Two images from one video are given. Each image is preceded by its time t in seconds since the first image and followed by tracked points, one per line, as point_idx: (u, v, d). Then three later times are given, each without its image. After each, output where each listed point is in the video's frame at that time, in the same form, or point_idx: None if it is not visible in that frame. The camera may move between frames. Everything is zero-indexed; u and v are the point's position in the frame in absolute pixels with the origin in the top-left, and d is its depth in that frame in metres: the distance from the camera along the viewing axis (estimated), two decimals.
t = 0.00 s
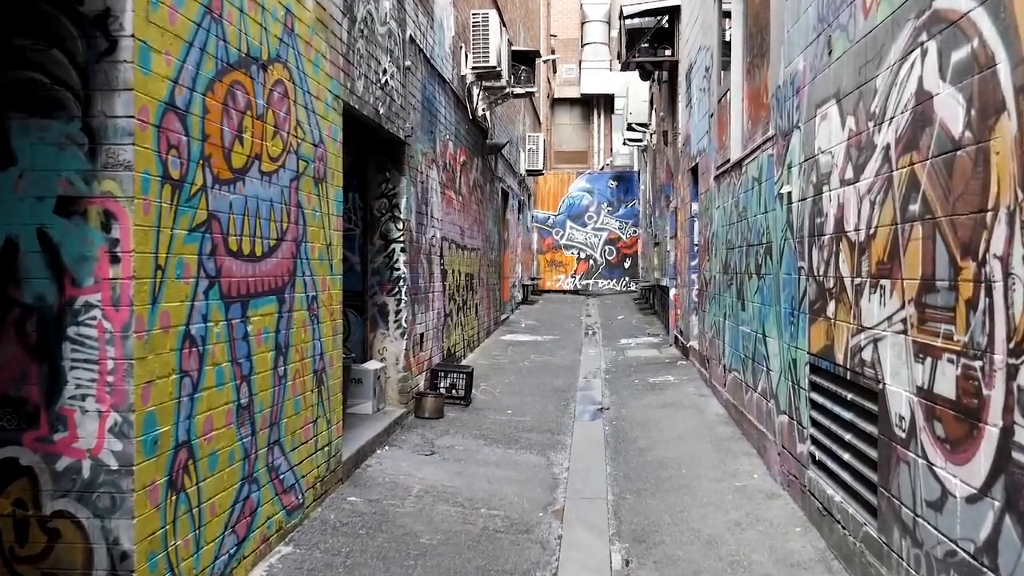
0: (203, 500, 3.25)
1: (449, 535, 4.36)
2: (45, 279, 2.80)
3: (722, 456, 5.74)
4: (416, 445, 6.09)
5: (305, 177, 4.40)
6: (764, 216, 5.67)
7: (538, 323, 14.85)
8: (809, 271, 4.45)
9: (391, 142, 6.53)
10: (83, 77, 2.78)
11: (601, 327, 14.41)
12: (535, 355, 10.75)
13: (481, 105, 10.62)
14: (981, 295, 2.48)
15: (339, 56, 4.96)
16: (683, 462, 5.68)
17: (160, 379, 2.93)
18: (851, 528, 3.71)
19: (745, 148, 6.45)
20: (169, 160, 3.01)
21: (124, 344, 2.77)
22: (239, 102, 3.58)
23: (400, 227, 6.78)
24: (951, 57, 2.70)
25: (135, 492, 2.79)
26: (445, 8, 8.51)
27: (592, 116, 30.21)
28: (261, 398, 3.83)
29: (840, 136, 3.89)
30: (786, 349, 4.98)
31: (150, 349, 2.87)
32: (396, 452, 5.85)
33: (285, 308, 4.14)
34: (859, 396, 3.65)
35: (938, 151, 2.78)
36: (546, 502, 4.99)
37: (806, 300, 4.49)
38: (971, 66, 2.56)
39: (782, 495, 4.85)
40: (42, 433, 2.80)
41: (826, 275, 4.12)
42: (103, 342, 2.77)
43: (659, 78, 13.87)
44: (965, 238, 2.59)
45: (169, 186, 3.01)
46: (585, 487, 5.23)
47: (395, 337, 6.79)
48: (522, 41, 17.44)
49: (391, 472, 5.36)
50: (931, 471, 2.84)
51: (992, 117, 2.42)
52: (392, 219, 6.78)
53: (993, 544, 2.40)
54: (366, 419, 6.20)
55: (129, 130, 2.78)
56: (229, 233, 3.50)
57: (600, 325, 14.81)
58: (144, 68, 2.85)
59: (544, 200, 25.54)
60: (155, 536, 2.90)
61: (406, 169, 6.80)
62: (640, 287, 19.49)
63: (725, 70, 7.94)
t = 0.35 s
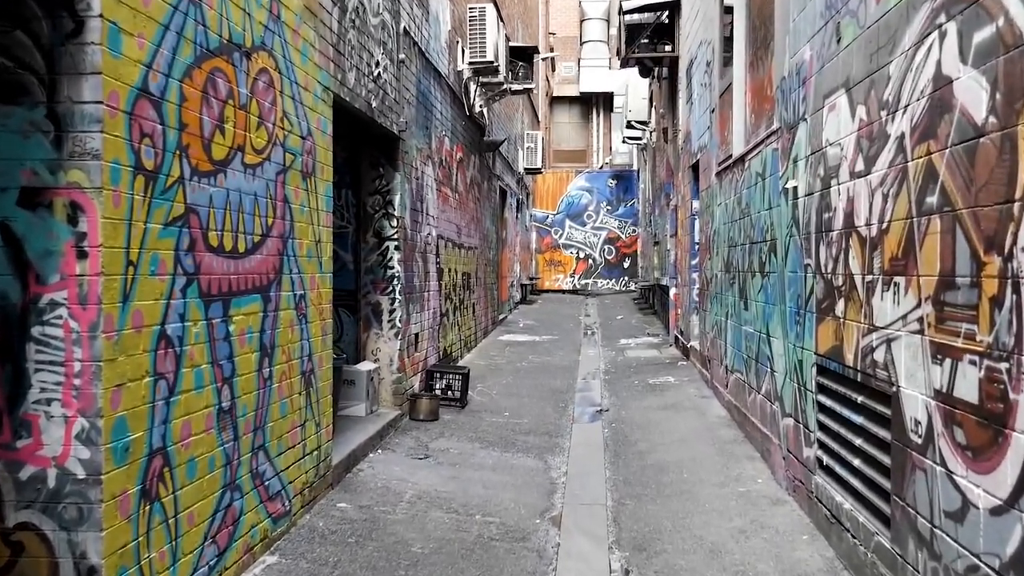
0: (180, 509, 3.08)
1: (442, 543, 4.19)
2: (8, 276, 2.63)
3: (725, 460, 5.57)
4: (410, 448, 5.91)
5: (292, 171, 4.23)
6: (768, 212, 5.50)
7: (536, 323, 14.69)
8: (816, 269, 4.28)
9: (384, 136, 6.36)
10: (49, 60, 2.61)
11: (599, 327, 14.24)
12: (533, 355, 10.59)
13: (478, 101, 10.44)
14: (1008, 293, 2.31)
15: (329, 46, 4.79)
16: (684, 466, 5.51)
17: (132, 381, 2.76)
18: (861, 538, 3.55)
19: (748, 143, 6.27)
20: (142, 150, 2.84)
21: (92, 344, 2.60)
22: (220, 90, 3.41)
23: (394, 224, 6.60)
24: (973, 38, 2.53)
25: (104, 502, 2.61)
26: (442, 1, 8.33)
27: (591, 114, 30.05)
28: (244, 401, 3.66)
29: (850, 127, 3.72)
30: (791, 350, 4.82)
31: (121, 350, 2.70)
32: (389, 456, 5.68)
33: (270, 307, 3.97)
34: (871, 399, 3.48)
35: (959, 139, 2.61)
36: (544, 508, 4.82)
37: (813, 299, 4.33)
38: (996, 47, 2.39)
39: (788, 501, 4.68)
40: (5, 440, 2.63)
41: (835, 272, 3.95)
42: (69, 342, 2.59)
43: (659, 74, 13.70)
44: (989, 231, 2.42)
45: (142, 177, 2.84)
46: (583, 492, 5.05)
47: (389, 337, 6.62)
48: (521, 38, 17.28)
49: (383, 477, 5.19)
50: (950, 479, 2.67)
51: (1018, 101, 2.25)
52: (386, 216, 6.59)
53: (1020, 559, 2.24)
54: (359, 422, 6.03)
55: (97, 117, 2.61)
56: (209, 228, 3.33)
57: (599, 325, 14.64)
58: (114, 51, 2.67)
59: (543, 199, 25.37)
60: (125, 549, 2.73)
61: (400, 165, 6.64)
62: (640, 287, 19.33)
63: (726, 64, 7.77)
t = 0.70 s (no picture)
0: (150, 532, 2.90)
1: (432, 562, 4.00)
2: None
3: (727, 470, 5.39)
4: (403, 458, 5.73)
5: (275, 171, 4.04)
6: (772, 213, 5.31)
7: (534, 325, 14.52)
8: (823, 274, 4.09)
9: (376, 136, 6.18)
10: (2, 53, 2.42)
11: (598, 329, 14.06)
12: (530, 359, 10.41)
13: (475, 99, 10.25)
14: None
15: (316, 42, 4.60)
16: (685, 477, 5.33)
17: (95, 398, 2.58)
18: (873, 558, 3.37)
19: (751, 141, 6.09)
20: (106, 150, 2.65)
21: (49, 360, 2.42)
22: (194, 86, 3.22)
23: (386, 226, 6.42)
24: (997, 28, 2.35)
25: (62, 530, 2.43)
26: None
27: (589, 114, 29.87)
28: (222, 415, 3.47)
29: (860, 125, 3.54)
30: (797, 357, 4.63)
31: (82, 365, 2.51)
32: (380, 466, 5.50)
33: (252, 315, 3.78)
34: (883, 412, 3.29)
35: (982, 137, 2.43)
36: (539, 522, 4.64)
37: (820, 305, 4.14)
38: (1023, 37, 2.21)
39: (794, 515, 4.49)
40: None
41: (843, 277, 3.76)
42: (24, 357, 2.41)
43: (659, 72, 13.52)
44: (1016, 236, 2.23)
45: (106, 180, 2.65)
46: (581, 505, 4.87)
47: (381, 342, 6.43)
48: (518, 36, 17.11)
49: (374, 489, 5.00)
50: (972, 503, 2.49)
51: None
52: (378, 218, 6.41)
53: None
54: (350, 430, 5.84)
55: (54, 114, 2.43)
56: (183, 233, 3.14)
57: (598, 326, 14.46)
58: (73, 43, 2.49)
59: (542, 199, 25.19)
60: None
61: (392, 166, 6.46)
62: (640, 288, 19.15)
63: (727, 61, 7.59)
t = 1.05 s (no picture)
0: (120, 554, 2.73)
1: None
2: None
3: (729, 479, 5.22)
4: (395, 467, 5.56)
5: (259, 173, 3.87)
6: (775, 215, 5.15)
7: (532, 327, 14.36)
8: (829, 278, 3.93)
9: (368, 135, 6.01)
10: None
11: (597, 331, 13.90)
12: (528, 362, 10.24)
13: (471, 98, 10.08)
14: None
15: (302, 38, 4.44)
16: (686, 487, 5.16)
17: (56, 414, 2.42)
18: None
19: (753, 141, 5.92)
20: (69, 150, 2.49)
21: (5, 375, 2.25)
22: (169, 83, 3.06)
23: (379, 229, 6.25)
24: (1021, 19, 2.18)
25: (19, 557, 2.27)
26: None
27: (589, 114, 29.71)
28: (201, 428, 3.31)
29: (870, 123, 3.38)
30: (802, 364, 4.47)
31: (40, 380, 2.35)
32: (372, 475, 5.33)
33: (233, 323, 3.61)
34: (895, 426, 3.13)
35: (1006, 135, 2.26)
36: (534, 536, 4.47)
37: (826, 310, 3.98)
38: None
39: (800, 529, 4.32)
40: None
41: (852, 282, 3.60)
42: None
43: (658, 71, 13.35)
44: None
45: (70, 183, 2.49)
46: (578, 517, 4.71)
47: (374, 347, 6.27)
48: (516, 35, 16.98)
49: (364, 500, 4.84)
50: (995, 526, 2.33)
51: None
52: (370, 220, 6.25)
53: None
54: (341, 439, 5.68)
55: (10, 112, 2.27)
56: (156, 237, 2.97)
57: (597, 328, 14.29)
58: (31, 36, 2.32)
59: (540, 199, 25.03)
60: None
61: (385, 166, 6.30)
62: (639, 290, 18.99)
63: (728, 59, 7.42)
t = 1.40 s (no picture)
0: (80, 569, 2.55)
1: None
2: None
3: (732, 486, 5.04)
4: (386, 472, 5.38)
5: (239, 165, 3.68)
6: (780, 212, 4.96)
7: (530, 327, 14.17)
8: (838, 277, 3.75)
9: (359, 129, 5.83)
10: None
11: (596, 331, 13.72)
12: (526, 363, 10.06)
13: (468, 94, 9.89)
14: None
15: (288, 26, 4.26)
16: (688, 494, 4.97)
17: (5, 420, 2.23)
18: None
19: (757, 136, 5.73)
20: (22, 136, 2.30)
21: None
22: (139, 67, 2.87)
23: (371, 226, 6.06)
24: None
25: None
26: None
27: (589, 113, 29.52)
28: (174, 434, 3.12)
29: (883, 113, 3.19)
30: (808, 367, 4.28)
31: None
32: (362, 480, 5.14)
33: (210, 323, 3.43)
34: (910, 434, 2.94)
35: None
36: (529, 545, 4.28)
37: (835, 311, 3.80)
38: None
39: (807, 539, 4.13)
40: None
41: (863, 282, 3.41)
42: None
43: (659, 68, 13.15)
44: None
45: (23, 171, 2.31)
46: (575, 525, 4.52)
47: (366, 348, 6.08)
48: (515, 32, 16.79)
49: (352, 507, 4.65)
50: None
51: None
52: (362, 216, 6.06)
53: None
54: (330, 443, 5.49)
55: None
56: (123, 231, 2.79)
57: (596, 329, 14.10)
58: None
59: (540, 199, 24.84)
60: None
61: (377, 162, 6.11)
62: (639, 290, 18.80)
63: (731, 53, 7.23)
